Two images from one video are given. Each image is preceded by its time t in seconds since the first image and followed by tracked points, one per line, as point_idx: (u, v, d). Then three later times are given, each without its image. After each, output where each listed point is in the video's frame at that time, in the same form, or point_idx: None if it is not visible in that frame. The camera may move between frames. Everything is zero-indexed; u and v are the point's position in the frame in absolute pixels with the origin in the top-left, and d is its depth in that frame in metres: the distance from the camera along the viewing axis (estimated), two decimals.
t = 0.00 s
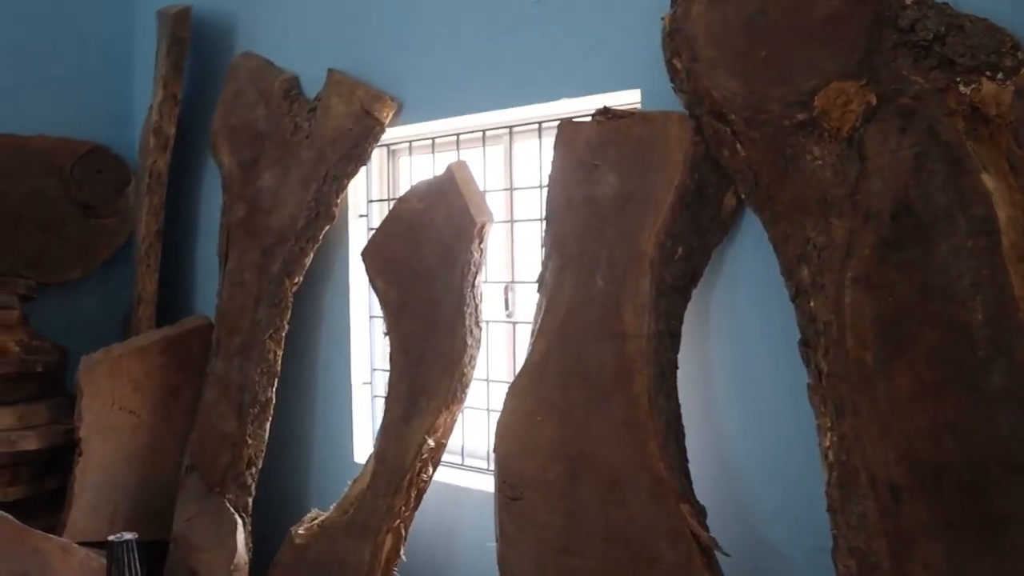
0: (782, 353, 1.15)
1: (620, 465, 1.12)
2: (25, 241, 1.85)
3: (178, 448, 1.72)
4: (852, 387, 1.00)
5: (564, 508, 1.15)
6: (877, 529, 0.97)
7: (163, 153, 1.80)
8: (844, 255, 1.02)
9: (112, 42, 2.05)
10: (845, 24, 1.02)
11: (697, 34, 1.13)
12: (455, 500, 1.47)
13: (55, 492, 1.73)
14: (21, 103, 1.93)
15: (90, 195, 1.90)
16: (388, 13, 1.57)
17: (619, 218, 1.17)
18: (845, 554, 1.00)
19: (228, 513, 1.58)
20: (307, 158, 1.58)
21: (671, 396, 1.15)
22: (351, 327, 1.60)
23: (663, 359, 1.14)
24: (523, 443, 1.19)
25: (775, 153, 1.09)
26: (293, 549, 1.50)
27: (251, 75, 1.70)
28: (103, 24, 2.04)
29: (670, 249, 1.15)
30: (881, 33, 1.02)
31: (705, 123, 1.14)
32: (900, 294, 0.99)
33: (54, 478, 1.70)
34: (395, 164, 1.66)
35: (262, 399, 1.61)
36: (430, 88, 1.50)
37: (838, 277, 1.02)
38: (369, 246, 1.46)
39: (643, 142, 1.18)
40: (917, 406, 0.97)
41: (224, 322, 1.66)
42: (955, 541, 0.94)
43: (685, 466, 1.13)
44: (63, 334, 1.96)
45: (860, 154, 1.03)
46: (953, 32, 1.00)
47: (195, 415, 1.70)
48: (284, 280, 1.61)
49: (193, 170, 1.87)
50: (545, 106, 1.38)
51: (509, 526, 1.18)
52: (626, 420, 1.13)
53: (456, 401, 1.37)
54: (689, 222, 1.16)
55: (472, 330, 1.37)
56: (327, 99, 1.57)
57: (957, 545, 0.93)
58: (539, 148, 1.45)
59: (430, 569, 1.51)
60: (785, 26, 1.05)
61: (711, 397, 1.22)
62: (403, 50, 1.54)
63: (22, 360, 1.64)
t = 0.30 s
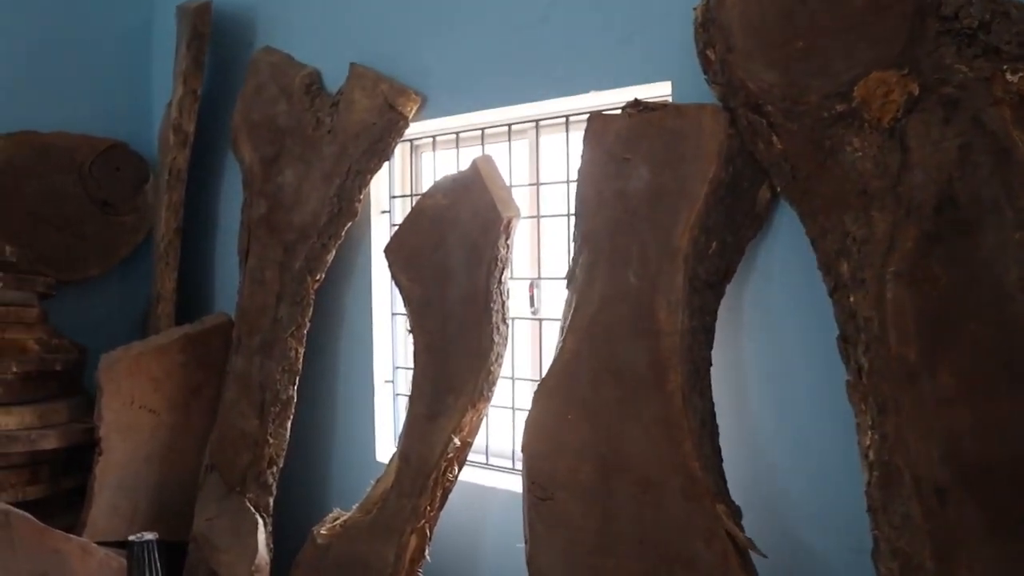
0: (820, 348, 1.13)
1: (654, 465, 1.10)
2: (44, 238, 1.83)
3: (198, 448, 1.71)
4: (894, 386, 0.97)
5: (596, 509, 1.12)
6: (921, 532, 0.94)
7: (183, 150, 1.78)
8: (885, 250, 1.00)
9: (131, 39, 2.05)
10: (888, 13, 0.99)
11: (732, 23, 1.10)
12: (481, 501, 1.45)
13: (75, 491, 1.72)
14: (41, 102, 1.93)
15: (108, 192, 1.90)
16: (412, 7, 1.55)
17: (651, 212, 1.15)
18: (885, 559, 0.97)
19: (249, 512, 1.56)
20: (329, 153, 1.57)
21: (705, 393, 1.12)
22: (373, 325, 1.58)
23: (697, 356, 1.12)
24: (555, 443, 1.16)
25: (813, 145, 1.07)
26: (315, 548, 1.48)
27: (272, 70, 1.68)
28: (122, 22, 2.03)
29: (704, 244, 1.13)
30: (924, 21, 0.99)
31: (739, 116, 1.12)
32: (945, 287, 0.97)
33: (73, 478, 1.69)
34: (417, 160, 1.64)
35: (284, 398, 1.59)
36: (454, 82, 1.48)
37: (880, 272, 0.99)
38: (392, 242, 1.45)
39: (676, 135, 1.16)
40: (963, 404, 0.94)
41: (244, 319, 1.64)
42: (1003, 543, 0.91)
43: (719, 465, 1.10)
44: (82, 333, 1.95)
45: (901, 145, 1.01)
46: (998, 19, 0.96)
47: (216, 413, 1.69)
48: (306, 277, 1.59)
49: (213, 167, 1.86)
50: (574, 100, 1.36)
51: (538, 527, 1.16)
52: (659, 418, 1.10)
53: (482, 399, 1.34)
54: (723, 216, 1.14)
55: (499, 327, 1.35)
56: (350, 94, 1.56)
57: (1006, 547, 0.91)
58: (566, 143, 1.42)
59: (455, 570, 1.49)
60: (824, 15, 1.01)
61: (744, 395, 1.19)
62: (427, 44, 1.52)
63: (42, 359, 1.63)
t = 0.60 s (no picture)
0: (851, 347, 1.10)
1: (682, 468, 1.07)
2: (52, 239, 1.81)
3: (211, 450, 1.69)
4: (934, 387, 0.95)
5: (622, 512, 1.10)
6: (962, 536, 0.92)
7: (192, 149, 1.76)
8: (921, 248, 0.98)
9: (138, 37, 2.02)
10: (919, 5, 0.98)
11: (758, 17, 1.08)
12: (500, 504, 1.43)
13: (86, 495, 1.70)
14: (48, 101, 1.90)
15: (117, 192, 1.88)
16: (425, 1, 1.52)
17: (677, 210, 1.13)
18: (926, 563, 0.95)
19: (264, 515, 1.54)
20: (343, 151, 1.55)
21: (734, 395, 1.10)
22: (388, 325, 1.56)
23: (725, 356, 1.10)
24: (579, 446, 1.14)
25: (844, 141, 1.04)
26: (331, 553, 1.46)
27: (282, 67, 1.66)
28: (130, 20, 2.01)
29: (731, 243, 1.10)
30: (959, 13, 0.97)
31: (767, 111, 1.10)
32: (983, 286, 0.94)
33: (85, 482, 1.67)
34: (432, 157, 1.62)
35: (298, 399, 1.56)
36: (470, 77, 1.45)
37: (915, 271, 0.98)
38: (408, 240, 1.43)
39: (702, 132, 1.13)
40: (1004, 406, 0.91)
41: (257, 320, 1.62)
42: None
43: (749, 468, 1.08)
44: (91, 335, 1.93)
45: (937, 140, 0.98)
46: None
47: (228, 415, 1.67)
48: (319, 277, 1.57)
49: (223, 166, 1.84)
50: (593, 96, 1.33)
51: (562, 532, 1.13)
52: (687, 419, 1.08)
53: (502, 401, 1.32)
54: (751, 214, 1.11)
55: (520, 327, 1.33)
56: (362, 91, 1.53)
57: None
58: (586, 140, 1.40)
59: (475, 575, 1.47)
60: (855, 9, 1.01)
61: (772, 395, 1.17)
62: (441, 40, 1.49)
63: (52, 361, 1.61)
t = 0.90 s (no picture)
0: (887, 350, 1.08)
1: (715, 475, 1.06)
2: (63, 240, 1.79)
3: (224, 454, 1.67)
4: (978, 393, 0.93)
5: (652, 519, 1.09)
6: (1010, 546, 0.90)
7: (205, 150, 1.74)
8: (962, 249, 0.96)
9: (148, 36, 2.00)
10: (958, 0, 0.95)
11: (789, 15, 1.06)
12: (520, 510, 1.41)
13: (100, 500, 1.68)
14: (58, 100, 1.88)
15: (128, 193, 1.87)
16: None
17: (706, 212, 1.11)
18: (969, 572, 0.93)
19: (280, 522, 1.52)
20: (359, 152, 1.52)
21: (767, 400, 1.08)
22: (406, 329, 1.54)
23: (758, 361, 1.08)
24: (607, 451, 1.12)
25: (879, 142, 1.02)
26: (349, 559, 1.44)
27: (296, 67, 1.64)
28: (139, 19, 1.99)
29: (763, 245, 1.09)
30: (1001, 9, 0.95)
31: (800, 112, 1.08)
32: None
33: (97, 486, 1.65)
34: (450, 158, 1.59)
35: (314, 404, 1.54)
36: (490, 76, 1.43)
37: (957, 273, 0.96)
38: (427, 241, 1.41)
39: (732, 132, 1.12)
40: None
41: (272, 323, 1.60)
42: None
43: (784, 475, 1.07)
44: (101, 338, 1.91)
45: (977, 140, 0.97)
46: None
47: (242, 419, 1.65)
48: (336, 280, 1.55)
49: (235, 168, 1.81)
50: (617, 96, 1.31)
51: (591, 539, 1.12)
52: (721, 425, 1.07)
53: (524, 406, 1.30)
54: (783, 216, 1.10)
55: (543, 330, 1.30)
56: (379, 91, 1.51)
57: None
58: (610, 140, 1.38)
59: None
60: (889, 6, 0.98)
61: (803, 398, 1.15)
62: (459, 38, 1.47)
63: (65, 363, 1.60)
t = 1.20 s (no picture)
0: (952, 354, 1.05)
1: (773, 480, 1.04)
2: (104, 240, 1.80)
3: (264, 455, 1.66)
4: None
5: (706, 524, 1.06)
6: None
7: (245, 150, 1.74)
8: None
9: (186, 36, 2.00)
10: None
11: (849, 10, 1.03)
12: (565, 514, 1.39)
13: (140, 500, 1.68)
14: (98, 101, 1.88)
15: (167, 193, 1.87)
16: None
17: (762, 211, 1.09)
18: None
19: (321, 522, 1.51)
20: (402, 151, 1.51)
21: (827, 403, 1.06)
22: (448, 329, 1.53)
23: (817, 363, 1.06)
24: (660, 455, 1.10)
25: (945, 139, 0.99)
26: (392, 562, 1.43)
27: (337, 66, 1.63)
28: (178, 19, 1.99)
29: (822, 245, 1.06)
30: None
31: (858, 107, 1.05)
32: None
33: (138, 486, 1.65)
34: (493, 157, 1.58)
35: (355, 405, 1.53)
36: (535, 74, 1.41)
37: None
38: (472, 240, 1.40)
39: (788, 129, 1.09)
40: None
41: (313, 324, 1.60)
42: None
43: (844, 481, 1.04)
44: (141, 338, 1.91)
45: None
46: None
47: (282, 419, 1.64)
48: (378, 280, 1.53)
49: (275, 167, 1.81)
50: (665, 95, 1.29)
51: (644, 544, 1.09)
52: (778, 429, 1.04)
53: (572, 408, 1.28)
54: (841, 216, 1.07)
55: (591, 331, 1.29)
56: (421, 90, 1.50)
57: None
58: (658, 139, 1.36)
59: None
60: None
61: (862, 404, 1.12)
62: (503, 37, 1.46)
63: (106, 364, 1.60)
